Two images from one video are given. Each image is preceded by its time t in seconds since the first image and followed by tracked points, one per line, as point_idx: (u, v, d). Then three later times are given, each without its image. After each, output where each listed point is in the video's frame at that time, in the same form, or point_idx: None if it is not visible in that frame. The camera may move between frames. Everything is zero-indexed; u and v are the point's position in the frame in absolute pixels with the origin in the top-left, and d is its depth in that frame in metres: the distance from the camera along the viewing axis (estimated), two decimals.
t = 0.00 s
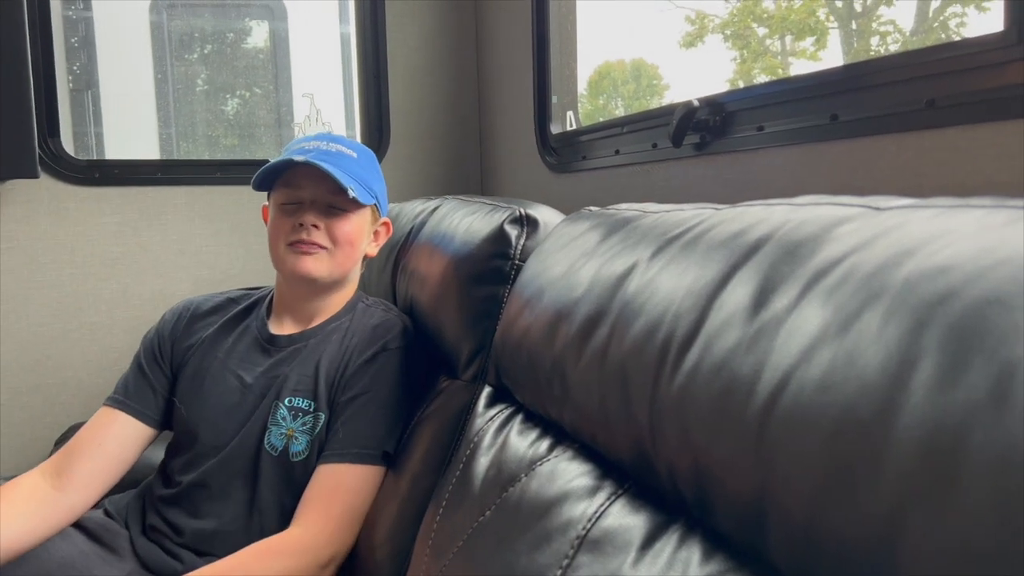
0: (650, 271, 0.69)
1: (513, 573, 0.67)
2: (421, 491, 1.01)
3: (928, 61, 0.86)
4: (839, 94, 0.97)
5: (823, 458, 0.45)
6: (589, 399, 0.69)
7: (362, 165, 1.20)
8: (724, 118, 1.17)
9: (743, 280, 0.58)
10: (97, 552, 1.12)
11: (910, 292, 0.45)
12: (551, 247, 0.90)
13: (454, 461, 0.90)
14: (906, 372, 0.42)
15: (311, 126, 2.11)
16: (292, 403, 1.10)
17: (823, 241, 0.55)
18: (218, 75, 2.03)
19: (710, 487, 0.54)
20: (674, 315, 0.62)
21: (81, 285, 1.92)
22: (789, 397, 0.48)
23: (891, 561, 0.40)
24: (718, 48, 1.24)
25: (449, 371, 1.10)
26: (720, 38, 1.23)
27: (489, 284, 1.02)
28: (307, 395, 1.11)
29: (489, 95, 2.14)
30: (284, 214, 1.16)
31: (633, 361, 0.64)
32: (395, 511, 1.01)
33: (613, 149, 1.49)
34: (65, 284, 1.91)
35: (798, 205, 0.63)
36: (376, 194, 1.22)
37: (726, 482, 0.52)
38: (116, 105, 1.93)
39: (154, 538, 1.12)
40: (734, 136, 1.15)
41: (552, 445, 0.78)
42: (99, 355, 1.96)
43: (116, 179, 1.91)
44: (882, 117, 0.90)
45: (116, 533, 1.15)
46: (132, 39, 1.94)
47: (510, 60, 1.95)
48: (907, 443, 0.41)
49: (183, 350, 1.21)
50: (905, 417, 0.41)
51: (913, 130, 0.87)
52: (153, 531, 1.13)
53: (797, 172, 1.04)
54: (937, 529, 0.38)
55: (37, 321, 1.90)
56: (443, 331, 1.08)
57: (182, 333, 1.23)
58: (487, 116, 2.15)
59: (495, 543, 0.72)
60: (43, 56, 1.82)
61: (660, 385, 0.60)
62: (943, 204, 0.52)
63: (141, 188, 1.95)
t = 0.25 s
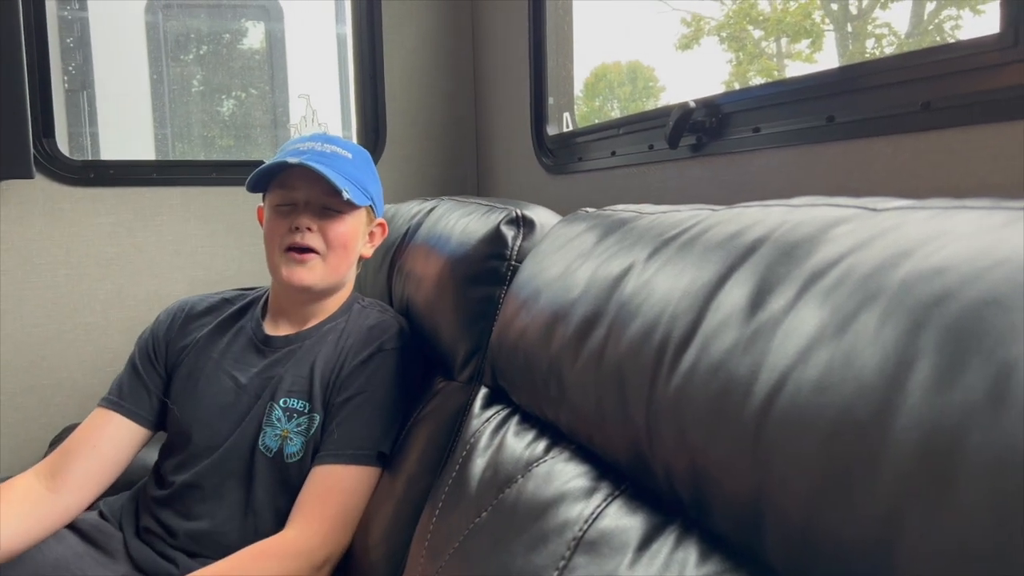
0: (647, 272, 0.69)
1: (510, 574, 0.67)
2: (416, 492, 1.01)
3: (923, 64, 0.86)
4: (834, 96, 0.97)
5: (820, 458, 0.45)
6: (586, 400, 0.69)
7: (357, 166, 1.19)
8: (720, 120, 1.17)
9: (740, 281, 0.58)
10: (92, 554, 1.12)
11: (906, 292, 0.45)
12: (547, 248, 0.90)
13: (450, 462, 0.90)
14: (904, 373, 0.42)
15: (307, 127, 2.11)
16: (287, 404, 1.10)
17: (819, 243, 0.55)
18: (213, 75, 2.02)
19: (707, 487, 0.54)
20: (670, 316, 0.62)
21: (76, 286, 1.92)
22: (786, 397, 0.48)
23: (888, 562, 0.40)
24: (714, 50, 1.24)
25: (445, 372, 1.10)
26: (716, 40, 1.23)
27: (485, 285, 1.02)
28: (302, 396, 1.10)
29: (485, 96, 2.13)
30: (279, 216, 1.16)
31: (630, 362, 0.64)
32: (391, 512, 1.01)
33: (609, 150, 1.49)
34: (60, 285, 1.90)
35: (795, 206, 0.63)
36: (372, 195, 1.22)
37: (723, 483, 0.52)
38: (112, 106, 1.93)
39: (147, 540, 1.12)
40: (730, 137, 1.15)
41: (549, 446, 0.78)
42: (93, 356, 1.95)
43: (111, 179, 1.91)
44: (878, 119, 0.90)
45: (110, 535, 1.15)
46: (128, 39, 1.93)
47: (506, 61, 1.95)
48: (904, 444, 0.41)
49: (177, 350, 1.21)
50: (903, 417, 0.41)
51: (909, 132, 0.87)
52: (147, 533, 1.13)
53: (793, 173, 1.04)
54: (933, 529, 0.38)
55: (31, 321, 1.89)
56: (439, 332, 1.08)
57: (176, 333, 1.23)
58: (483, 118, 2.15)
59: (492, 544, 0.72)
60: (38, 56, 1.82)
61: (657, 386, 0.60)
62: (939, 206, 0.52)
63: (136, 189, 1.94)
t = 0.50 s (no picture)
0: (643, 273, 0.69)
1: None
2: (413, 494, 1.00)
3: (918, 66, 0.86)
4: (831, 98, 0.97)
5: (817, 461, 0.44)
6: (582, 402, 0.69)
7: (354, 167, 1.19)
8: (717, 121, 1.18)
9: (736, 282, 0.58)
10: (87, 555, 1.12)
11: (903, 294, 0.45)
12: (544, 249, 0.90)
13: (447, 463, 0.90)
14: (900, 376, 0.42)
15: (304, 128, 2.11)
16: (284, 405, 1.10)
17: (816, 244, 0.55)
18: (210, 76, 2.02)
19: (703, 490, 0.54)
20: (667, 317, 0.62)
21: (72, 286, 1.91)
22: (782, 399, 0.48)
23: (885, 565, 0.40)
24: (711, 51, 1.24)
25: (442, 373, 1.10)
26: (713, 42, 1.24)
27: (482, 286, 1.02)
28: (298, 397, 1.10)
29: (482, 97, 2.14)
30: (276, 217, 1.16)
31: (626, 364, 0.64)
32: (388, 513, 1.01)
33: (606, 152, 1.49)
34: (55, 286, 1.90)
35: (791, 208, 0.63)
36: (368, 196, 1.21)
37: (718, 484, 0.52)
38: (108, 106, 1.92)
39: (142, 542, 1.12)
40: (727, 139, 1.15)
41: (545, 448, 0.78)
42: (89, 357, 1.95)
43: (107, 180, 1.90)
44: (874, 121, 0.91)
45: (105, 537, 1.15)
46: (124, 39, 1.93)
47: (503, 62, 1.95)
48: (900, 447, 0.41)
49: (173, 350, 1.21)
50: (899, 419, 0.41)
51: (904, 134, 0.87)
52: (141, 535, 1.13)
53: (789, 175, 1.05)
54: (931, 531, 0.38)
55: (26, 322, 1.88)
56: (436, 334, 1.07)
57: (172, 334, 1.22)
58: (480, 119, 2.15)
59: (488, 546, 0.71)
60: (34, 56, 1.81)
61: (654, 387, 0.60)
62: (936, 207, 0.52)
63: (132, 189, 1.94)
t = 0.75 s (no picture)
0: (641, 273, 0.69)
1: None
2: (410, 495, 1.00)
3: (915, 66, 0.86)
4: (829, 98, 0.98)
5: (815, 462, 0.44)
6: (580, 403, 0.69)
7: (350, 167, 1.19)
8: (715, 122, 1.18)
9: (733, 283, 0.58)
10: (83, 556, 1.12)
11: (900, 294, 0.45)
12: (542, 249, 0.90)
13: (445, 464, 0.90)
14: (897, 376, 0.42)
15: (302, 128, 2.11)
16: (281, 405, 1.10)
17: (813, 245, 0.55)
18: (208, 76, 2.02)
19: (701, 490, 0.54)
20: (665, 317, 0.62)
21: (69, 286, 1.91)
22: (780, 400, 0.48)
23: (881, 565, 0.40)
24: (709, 52, 1.24)
25: (439, 373, 1.10)
26: (711, 43, 1.24)
27: (479, 286, 1.02)
28: (295, 397, 1.10)
29: (480, 98, 2.13)
30: (272, 217, 1.16)
31: (624, 364, 0.64)
32: (385, 514, 1.01)
33: (604, 152, 1.49)
34: (52, 286, 1.90)
35: (789, 208, 0.63)
36: (364, 196, 1.21)
37: (716, 484, 0.52)
38: (105, 106, 1.92)
39: (137, 543, 1.12)
40: (725, 139, 1.16)
41: (543, 448, 0.78)
42: (86, 357, 1.94)
43: (104, 180, 1.90)
44: (871, 121, 0.91)
45: (100, 538, 1.15)
46: (122, 39, 1.93)
47: (501, 62, 1.95)
48: (897, 448, 0.41)
49: (168, 350, 1.20)
50: (896, 420, 0.41)
51: (902, 135, 0.88)
52: (136, 536, 1.13)
53: (787, 176, 1.05)
54: (927, 532, 0.38)
55: (23, 322, 1.88)
56: (434, 334, 1.07)
57: (168, 333, 1.22)
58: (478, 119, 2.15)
59: (485, 546, 0.71)
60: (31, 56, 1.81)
61: (651, 387, 0.60)
62: (933, 208, 0.52)
63: (129, 190, 1.93)
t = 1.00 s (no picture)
0: (640, 273, 0.69)
1: None
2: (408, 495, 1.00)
3: (914, 66, 0.86)
4: (828, 98, 0.97)
5: (814, 462, 0.44)
6: (578, 403, 0.69)
7: (350, 165, 1.19)
8: (714, 121, 1.18)
9: (732, 282, 0.58)
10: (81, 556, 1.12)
11: (900, 294, 0.45)
12: (541, 249, 0.90)
13: (444, 464, 0.89)
14: (896, 376, 0.42)
15: (301, 127, 2.11)
16: (280, 406, 1.10)
17: (812, 244, 0.55)
18: (207, 76, 2.02)
19: (699, 491, 0.54)
20: (664, 317, 0.62)
21: (67, 286, 1.91)
22: (779, 400, 0.48)
23: (880, 566, 0.40)
24: (708, 51, 1.24)
25: (438, 373, 1.10)
26: (710, 42, 1.24)
27: (478, 286, 1.01)
28: (293, 398, 1.10)
29: (479, 97, 2.13)
30: (271, 214, 1.16)
31: (622, 364, 0.64)
32: (384, 514, 1.00)
33: (603, 152, 1.49)
34: (51, 286, 1.89)
35: (787, 208, 0.63)
36: (364, 194, 1.21)
37: (714, 484, 0.52)
38: (103, 106, 1.92)
39: (133, 543, 1.12)
40: (724, 139, 1.15)
41: (542, 448, 0.78)
42: (85, 357, 1.94)
43: (102, 180, 1.90)
44: (870, 121, 0.91)
45: (97, 539, 1.15)
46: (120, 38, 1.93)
47: (500, 62, 1.95)
48: (896, 448, 0.41)
49: (168, 353, 1.21)
50: (895, 419, 0.41)
51: (900, 135, 0.87)
52: (132, 537, 1.12)
53: (786, 175, 1.05)
54: (926, 532, 0.38)
55: (21, 322, 1.88)
56: (433, 334, 1.07)
57: (167, 337, 1.23)
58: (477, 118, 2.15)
59: (484, 546, 0.71)
60: (29, 55, 1.81)
61: (650, 387, 0.59)
62: (932, 208, 0.52)
63: (128, 189, 1.93)
